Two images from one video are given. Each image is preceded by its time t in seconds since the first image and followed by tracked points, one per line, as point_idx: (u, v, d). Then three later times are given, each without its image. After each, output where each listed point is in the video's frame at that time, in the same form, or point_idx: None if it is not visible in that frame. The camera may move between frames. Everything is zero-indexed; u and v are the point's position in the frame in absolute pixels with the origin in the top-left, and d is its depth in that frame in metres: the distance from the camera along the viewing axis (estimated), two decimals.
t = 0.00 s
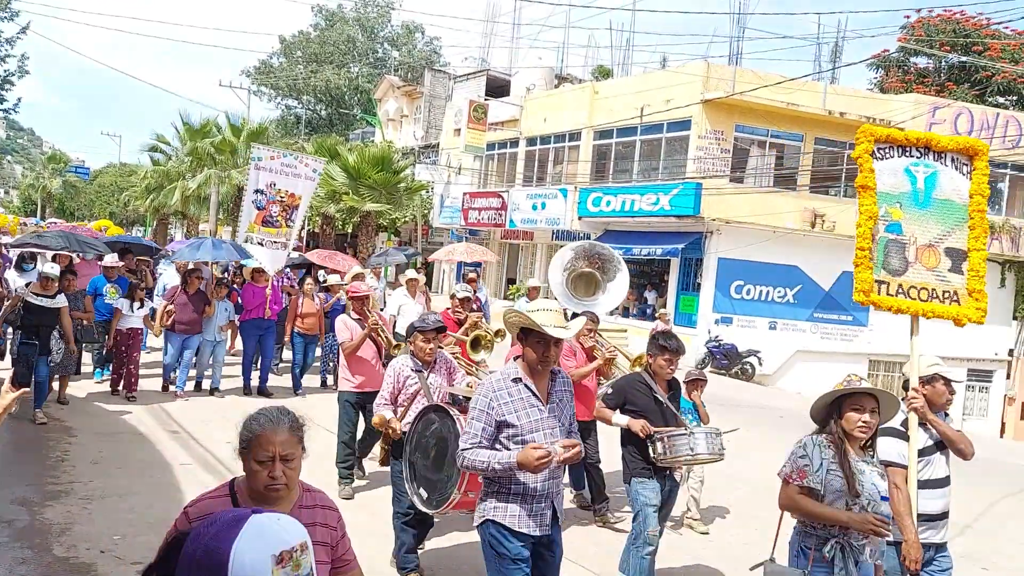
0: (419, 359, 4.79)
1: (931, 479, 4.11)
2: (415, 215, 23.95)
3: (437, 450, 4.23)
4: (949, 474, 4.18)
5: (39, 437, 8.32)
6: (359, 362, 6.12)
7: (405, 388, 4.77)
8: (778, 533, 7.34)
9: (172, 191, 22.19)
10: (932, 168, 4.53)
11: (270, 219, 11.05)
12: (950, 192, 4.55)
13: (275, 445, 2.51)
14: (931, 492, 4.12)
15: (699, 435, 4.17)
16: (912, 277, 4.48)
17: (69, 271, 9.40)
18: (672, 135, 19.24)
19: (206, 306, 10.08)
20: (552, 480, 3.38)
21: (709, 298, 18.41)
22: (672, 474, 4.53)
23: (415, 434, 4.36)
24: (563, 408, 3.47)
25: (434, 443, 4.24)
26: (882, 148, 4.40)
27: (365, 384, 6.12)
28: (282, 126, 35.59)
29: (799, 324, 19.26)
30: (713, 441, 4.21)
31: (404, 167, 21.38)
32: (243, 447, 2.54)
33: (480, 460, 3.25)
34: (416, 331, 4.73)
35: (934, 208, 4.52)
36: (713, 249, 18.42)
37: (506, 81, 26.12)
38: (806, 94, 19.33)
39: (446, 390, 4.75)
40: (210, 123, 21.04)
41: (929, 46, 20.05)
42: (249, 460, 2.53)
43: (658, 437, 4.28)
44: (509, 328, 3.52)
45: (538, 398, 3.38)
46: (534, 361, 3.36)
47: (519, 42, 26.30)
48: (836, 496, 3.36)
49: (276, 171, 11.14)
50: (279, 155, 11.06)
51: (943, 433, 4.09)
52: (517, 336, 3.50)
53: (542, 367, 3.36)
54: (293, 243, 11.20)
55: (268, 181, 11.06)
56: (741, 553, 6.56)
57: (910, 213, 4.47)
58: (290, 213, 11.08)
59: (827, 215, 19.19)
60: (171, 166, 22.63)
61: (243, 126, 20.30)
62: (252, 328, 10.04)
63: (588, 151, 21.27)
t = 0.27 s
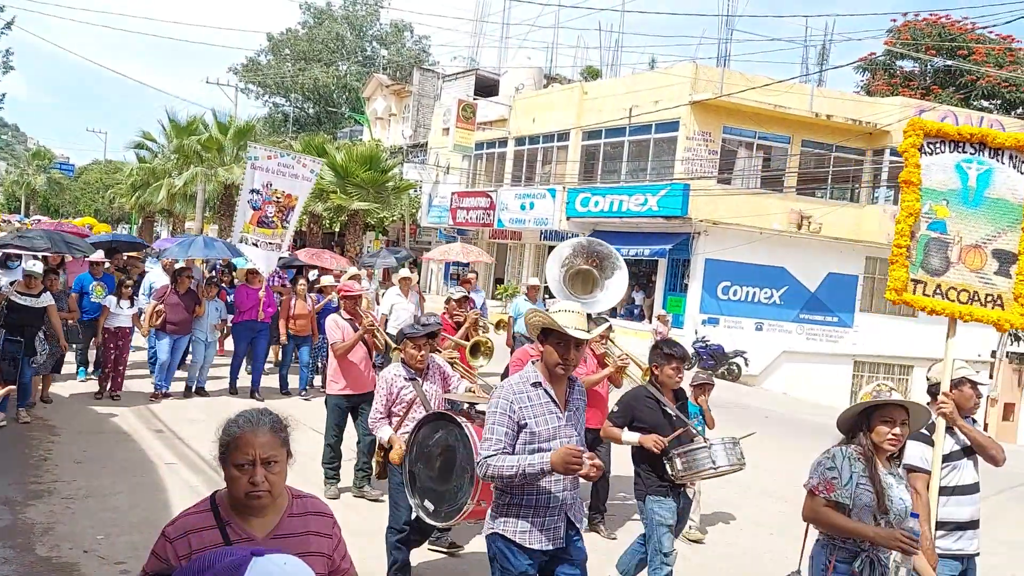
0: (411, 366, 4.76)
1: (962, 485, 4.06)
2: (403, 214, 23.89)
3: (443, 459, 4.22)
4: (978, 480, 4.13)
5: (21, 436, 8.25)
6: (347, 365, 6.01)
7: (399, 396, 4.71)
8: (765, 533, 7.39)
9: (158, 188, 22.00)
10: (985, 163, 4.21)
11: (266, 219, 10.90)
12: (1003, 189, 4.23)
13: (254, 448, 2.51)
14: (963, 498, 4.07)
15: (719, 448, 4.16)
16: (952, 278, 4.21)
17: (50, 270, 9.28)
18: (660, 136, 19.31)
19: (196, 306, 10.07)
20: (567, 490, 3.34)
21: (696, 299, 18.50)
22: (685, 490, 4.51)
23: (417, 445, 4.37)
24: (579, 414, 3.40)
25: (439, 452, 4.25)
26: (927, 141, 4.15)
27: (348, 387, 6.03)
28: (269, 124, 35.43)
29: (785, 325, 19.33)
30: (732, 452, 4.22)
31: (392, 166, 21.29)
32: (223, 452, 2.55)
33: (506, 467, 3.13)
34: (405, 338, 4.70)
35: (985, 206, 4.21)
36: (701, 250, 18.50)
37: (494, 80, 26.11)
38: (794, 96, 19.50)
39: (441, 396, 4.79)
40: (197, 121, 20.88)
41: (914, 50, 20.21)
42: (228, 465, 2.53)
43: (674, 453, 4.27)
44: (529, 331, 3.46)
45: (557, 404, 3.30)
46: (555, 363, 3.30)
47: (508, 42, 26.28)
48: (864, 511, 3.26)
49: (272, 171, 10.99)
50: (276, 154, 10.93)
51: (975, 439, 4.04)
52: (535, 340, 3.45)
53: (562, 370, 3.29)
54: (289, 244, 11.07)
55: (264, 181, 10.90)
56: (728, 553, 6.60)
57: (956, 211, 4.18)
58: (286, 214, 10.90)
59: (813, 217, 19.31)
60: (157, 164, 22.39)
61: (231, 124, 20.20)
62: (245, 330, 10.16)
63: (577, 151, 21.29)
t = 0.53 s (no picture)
0: (414, 365, 4.70)
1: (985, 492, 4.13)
2: (392, 211, 23.85)
3: (449, 460, 4.31)
4: (1000, 488, 4.18)
5: (5, 433, 8.19)
6: (346, 367, 6.02)
7: (404, 397, 4.63)
8: (751, 530, 7.47)
9: (145, 184, 21.80)
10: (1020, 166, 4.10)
11: (261, 214, 10.90)
12: None
13: (278, 479, 2.31)
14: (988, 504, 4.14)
15: (730, 454, 4.37)
16: (985, 285, 4.09)
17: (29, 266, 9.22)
18: (649, 135, 19.38)
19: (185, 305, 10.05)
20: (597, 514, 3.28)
21: (684, 298, 18.61)
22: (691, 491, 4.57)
23: (421, 446, 4.43)
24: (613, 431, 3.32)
25: (444, 453, 4.33)
26: (968, 142, 4.06)
27: (345, 391, 6.03)
28: (258, 121, 35.29)
29: (773, 324, 19.40)
30: (741, 456, 4.43)
31: (381, 163, 21.21)
32: (243, 480, 2.35)
33: (533, 485, 3.09)
34: (410, 336, 4.61)
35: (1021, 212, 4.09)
36: (689, 249, 18.62)
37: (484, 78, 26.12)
38: (783, 96, 19.59)
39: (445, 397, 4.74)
40: (185, 116, 20.71)
41: (902, 51, 20.34)
42: (250, 496, 2.32)
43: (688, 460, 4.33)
44: (562, 343, 3.39)
45: (591, 420, 3.22)
46: (590, 375, 3.22)
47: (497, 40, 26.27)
48: (896, 536, 2.98)
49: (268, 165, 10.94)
50: (273, 148, 10.86)
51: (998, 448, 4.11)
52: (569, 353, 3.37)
53: (598, 383, 3.22)
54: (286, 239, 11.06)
55: (260, 175, 10.87)
56: (718, 551, 6.66)
57: (993, 215, 4.07)
58: (283, 208, 10.89)
59: (801, 216, 19.46)
60: (145, 159, 22.16)
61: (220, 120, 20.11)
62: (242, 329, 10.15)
63: (566, 150, 21.31)
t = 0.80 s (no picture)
0: (433, 376, 4.73)
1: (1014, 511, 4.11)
2: (381, 210, 23.84)
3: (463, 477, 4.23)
4: None
5: None
6: (356, 369, 5.98)
7: (421, 407, 4.65)
8: (738, 531, 7.56)
9: (133, 182, 21.69)
10: None
11: (255, 214, 10.89)
12: None
13: (308, 498, 2.22)
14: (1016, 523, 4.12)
15: (741, 468, 4.38)
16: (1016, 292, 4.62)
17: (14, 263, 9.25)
18: (638, 136, 19.47)
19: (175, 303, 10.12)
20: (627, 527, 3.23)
21: (672, 298, 18.75)
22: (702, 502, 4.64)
23: (434, 461, 4.33)
24: (648, 436, 3.30)
25: (459, 469, 4.25)
26: (1003, 149, 4.64)
27: (357, 394, 5.97)
28: (247, 118, 35.19)
29: (760, 325, 19.52)
30: (749, 471, 4.43)
31: (371, 162, 21.17)
32: (272, 494, 2.26)
33: (569, 489, 3.08)
34: (432, 346, 4.64)
35: None
36: (678, 250, 18.75)
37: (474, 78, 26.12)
38: (771, 99, 19.67)
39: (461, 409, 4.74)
40: (174, 113, 20.62)
41: (889, 55, 20.45)
42: (276, 514, 2.24)
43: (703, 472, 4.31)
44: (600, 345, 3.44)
45: (626, 423, 3.23)
46: (628, 375, 3.24)
47: (488, 39, 26.28)
48: (927, 551, 3.06)
49: (261, 163, 10.91)
50: (265, 147, 10.85)
51: None
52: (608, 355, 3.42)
53: (633, 384, 3.24)
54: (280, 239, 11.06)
55: (253, 174, 10.84)
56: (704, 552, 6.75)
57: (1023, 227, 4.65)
58: (277, 208, 10.85)
59: (789, 218, 19.53)
60: (133, 156, 22.04)
61: (208, 117, 20.05)
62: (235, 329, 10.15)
63: (556, 150, 21.37)
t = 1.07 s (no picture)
0: (457, 379, 4.22)
1: None
2: (367, 210, 23.78)
3: (477, 485, 3.84)
4: None
5: None
6: (354, 374, 6.03)
7: (440, 409, 4.17)
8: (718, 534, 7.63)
9: (117, 180, 21.52)
10: None
11: (246, 214, 11.01)
12: None
13: (286, 550, 1.92)
14: None
15: (764, 477, 3.79)
16: None
17: None
18: (625, 137, 19.53)
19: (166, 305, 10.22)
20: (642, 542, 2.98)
21: (658, 299, 18.93)
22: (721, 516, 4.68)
23: (449, 466, 3.97)
24: (678, 450, 3.03)
25: (474, 477, 3.86)
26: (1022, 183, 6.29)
27: (356, 399, 6.04)
28: (233, 116, 35.03)
29: (744, 326, 19.71)
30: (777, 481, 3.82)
31: (357, 162, 21.06)
32: (244, 546, 1.95)
33: (581, 504, 2.86)
34: (456, 348, 4.14)
35: None
36: (664, 251, 18.88)
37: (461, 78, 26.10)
38: (756, 102, 19.75)
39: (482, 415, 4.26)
40: (159, 111, 20.49)
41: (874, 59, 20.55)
42: (250, 568, 1.94)
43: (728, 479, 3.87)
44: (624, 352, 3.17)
45: (654, 437, 2.94)
46: (654, 386, 2.97)
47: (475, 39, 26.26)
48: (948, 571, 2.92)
49: (253, 162, 10.97)
50: (257, 145, 10.90)
51: None
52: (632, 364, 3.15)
53: (660, 394, 2.96)
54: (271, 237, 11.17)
55: (245, 173, 10.93)
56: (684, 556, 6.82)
57: None
58: (268, 208, 10.95)
59: (773, 220, 19.76)
60: (117, 153, 21.86)
61: (193, 116, 19.94)
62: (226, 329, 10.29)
63: (543, 151, 21.39)
